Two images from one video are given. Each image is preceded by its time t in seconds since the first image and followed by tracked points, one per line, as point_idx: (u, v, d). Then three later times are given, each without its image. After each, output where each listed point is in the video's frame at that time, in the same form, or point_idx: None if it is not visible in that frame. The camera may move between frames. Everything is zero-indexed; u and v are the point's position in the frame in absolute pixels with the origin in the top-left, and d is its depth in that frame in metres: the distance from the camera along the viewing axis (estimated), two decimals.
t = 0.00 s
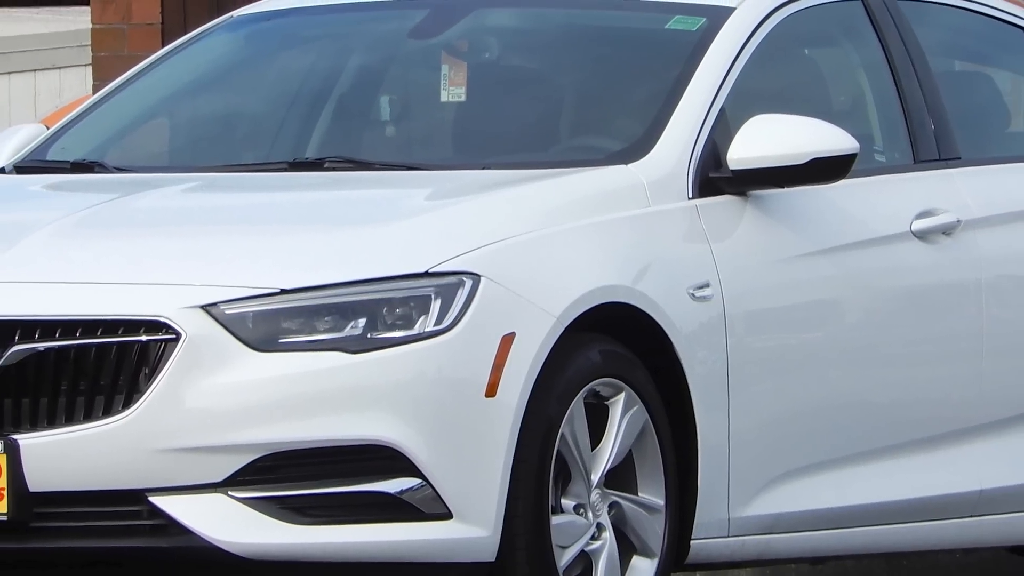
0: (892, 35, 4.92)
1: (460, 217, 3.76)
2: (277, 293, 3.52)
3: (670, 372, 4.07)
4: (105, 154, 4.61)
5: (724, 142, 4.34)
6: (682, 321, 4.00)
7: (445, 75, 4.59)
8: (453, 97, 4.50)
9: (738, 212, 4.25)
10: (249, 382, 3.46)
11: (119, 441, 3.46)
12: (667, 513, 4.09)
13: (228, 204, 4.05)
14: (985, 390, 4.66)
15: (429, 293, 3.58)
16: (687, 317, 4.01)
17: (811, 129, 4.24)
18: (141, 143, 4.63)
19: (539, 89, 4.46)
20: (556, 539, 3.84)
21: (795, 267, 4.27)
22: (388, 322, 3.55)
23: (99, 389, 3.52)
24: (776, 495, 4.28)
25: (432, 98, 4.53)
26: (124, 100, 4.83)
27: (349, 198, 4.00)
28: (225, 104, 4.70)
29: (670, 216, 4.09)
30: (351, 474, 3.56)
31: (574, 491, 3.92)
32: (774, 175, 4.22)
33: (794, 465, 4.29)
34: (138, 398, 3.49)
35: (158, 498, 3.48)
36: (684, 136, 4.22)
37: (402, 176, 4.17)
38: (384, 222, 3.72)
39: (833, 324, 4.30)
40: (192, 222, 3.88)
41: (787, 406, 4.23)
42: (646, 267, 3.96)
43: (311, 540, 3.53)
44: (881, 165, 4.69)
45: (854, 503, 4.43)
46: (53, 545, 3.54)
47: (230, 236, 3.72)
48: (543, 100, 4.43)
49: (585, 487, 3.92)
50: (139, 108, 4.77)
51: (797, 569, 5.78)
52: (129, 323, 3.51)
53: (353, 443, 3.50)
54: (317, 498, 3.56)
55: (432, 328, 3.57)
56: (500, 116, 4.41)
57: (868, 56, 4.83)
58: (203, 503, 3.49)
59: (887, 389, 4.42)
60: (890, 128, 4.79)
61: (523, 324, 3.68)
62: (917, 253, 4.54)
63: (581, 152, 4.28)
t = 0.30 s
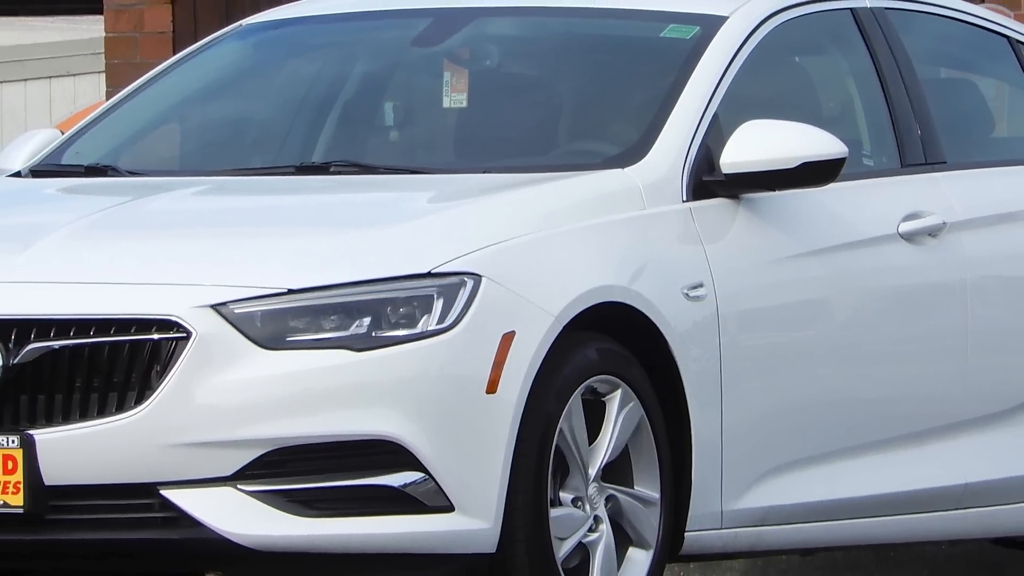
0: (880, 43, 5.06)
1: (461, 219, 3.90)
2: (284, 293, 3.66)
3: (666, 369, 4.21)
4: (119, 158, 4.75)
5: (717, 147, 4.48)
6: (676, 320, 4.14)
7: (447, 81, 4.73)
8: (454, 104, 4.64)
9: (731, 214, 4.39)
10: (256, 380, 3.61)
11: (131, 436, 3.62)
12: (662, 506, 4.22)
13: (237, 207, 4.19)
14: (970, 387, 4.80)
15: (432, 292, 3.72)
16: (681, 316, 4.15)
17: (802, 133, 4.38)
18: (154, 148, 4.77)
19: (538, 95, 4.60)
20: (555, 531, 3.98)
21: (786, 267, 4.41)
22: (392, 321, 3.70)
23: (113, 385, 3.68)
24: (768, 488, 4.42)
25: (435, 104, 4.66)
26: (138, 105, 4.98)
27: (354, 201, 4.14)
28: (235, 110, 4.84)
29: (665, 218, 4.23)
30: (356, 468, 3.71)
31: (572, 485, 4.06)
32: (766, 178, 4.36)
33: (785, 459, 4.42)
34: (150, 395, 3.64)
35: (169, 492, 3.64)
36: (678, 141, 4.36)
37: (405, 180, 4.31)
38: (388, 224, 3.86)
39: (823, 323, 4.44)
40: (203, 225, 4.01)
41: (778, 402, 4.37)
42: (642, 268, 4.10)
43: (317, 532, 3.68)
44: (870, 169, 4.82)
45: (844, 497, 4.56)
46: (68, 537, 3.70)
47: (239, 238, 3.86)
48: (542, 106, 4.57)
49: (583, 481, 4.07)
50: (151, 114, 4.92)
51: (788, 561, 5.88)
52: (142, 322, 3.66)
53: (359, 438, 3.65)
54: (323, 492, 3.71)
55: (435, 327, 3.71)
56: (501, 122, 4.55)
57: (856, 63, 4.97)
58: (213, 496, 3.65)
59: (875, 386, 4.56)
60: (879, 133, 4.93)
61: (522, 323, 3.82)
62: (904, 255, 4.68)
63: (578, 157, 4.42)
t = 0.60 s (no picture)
0: (868, 51, 5.21)
1: (462, 222, 4.05)
2: (292, 293, 3.82)
3: (661, 367, 4.36)
4: (131, 161, 4.90)
5: (711, 151, 4.63)
6: (671, 318, 4.28)
7: (448, 89, 4.88)
8: (456, 110, 4.80)
9: (724, 217, 4.54)
10: (265, 376, 3.77)
11: (143, 430, 3.79)
12: (657, 499, 4.37)
13: (246, 209, 4.34)
14: (956, 384, 4.94)
15: (435, 292, 3.87)
16: (675, 315, 4.29)
17: (793, 137, 4.52)
18: (166, 152, 4.92)
19: (537, 101, 4.75)
20: (553, 523, 4.13)
21: (777, 268, 4.56)
22: (396, 320, 3.84)
23: (126, 382, 3.84)
24: (760, 482, 4.57)
25: (437, 110, 4.81)
26: (151, 111, 5.14)
27: (360, 203, 4.29)
28: (245, 115, 4.99)
29: (660, 221, 4.38)
30: (361, 462, 3.86)
31: (570, 478, 4.22)
32: (758, 181, 4.50)
33: (776, 454, 4.57)
34: (162, 390, 3.81)
35: (181, 485, 3.81)
36: (672, 146, 4.51)
37: (408, 183, 4.46)
38: (392, 227, 4.02)
39: (812, 322, 4.59)
40: (214, 227, 4.17)
41: (769, 398, 4.52)
42: (637, 268, 4.25)
43: (323, 523, 3.84)
44: (858, 173, 4.97)
45: (834, 490, 4.70)
46: (81, 528, 3.89)
47: (249, 240, 4.02)
48: (541, 112, 4.72)
49: (580, 475, 4.22)
50: (163, 119, 5.07)
51: (778, 552, 6.06)
52: (154, 321, 3.83)
53: (365, 433, 3.80)
54: (330, 485, 3.86)
55: (438, 325, 3.86)
56: (501, 127, 4.70)
57: (846, 70, 5.12)
58: (224, 488, 3.81)
59: (863, 382, 4.71)
60: (867, 138, 5.08)
61: (521, 322, 3.97)
62: (891, 255, 4.83)
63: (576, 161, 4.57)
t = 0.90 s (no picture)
0: (856, 59, 5.37)
1: (463, 225, 4.21)
2: (299, 293, 3.98)
3: (656, 364, 4.52)
4: (145, 165, 5.07)
5: (704, 156, 4.79)
6: (665, 318, 4.44)
7: (451, 95, 5.04)
8: (458, 116, 4.96)
9: (716, 219, 4.70)
10: (273, 373, 3.93)
11: (156, 425, 3.95)
12: (652, 492, 4.54)
13: (256, 212, 4.50)
14: (941, 381, 5.10)
15: (438, 292, 4.04)
16: (669, 314, 4.45)
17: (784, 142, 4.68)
18: (178, 157, 5.09)
19: (536, 108, 4.91)
20: (552, 515, 4.30)
21: (768, 269, 4.72)
22: (400, 318, 4.01)
23: (140, 378, 4.01)
24: (751, 475, 4.73)
25: (440, 116, 4.97)
26: (163, 117, 5.30)
27: (365, 206, 4.45)
28: (255, 122, 5.16)
29: (655, 223, 4.54)
30: (366, 456, 4.02)
31: (568, 472, 4.39)
32: (749, 185, 4.66)
33: (766, 448, 4.73)
34: (174, 387, 3.97)
35: (192, 478, 3.97)
36: (666, 152, 4.67)
37: (412, 187, 4.62)
38: (396, 229, 4.18)
39: (802, 321, 4.75)
40: (225, 229, 4.33)
41: (759, 394, 4.68)
42: (633, 269, 4.41)
43: (331, 515, 4.01)
44: (846, 177, 5.14)
45: (823, 483, 4.86)
46: (96, 520, 4.06)
47: (258, 242, 4.18)
48: (539, 118, 4.88)
49: (578, 468, 4.38)
50: (176, 125, 5.24)
51: (769, 541, 6.50)
52: (166, 320, 3.99)
53: (371, 428, 3.96)
54: (336, 478, 4.03)
55: (441, 323, 4.02)
56: (501, 133, 4.86)
57: (835, 77, 5.28)
58: (234, 481, 3.97)
59: (851, 379, 4.87)
60: (855, 143, 5.24)
61: (521, 321, 4.13)
62: (878, 257, 4.99)
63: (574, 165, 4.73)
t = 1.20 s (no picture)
0: (845, 68, 5.54)
1: (464, 227, 4.38)
2: (307, 293, 4.15)
3: (651, 361, 4.69)
4: (158, 170, 5.24)
5: (697, 161, 4.97)
6: (660, 317, 4.61)
7: (453, 102, 5.21)
8: (460, 122, 5.13)
9: (709, 222, 4.87)
10: (282, 370, 4.10)
11: (169, 420, 4.13)
12: (647, 485, 4.71)
13: (265, 215, 4.67)
14: (926, 378, 5.27)
15: (440, 292, 4.21)
16: (664, 314, 4.62)
17: (775, 147, 4.84)
18: (190, 162, 5.27)
19: (535, 115, 5.08)
20: (550, 506, 4.47)
21: (759, 270, 4.89)
22: (404, 317, 4.18)
23: (153, 375, 4.18)
24: (743, 469, 4.90)
25: (443, 122, 5.14)
26: (176, 123, 5.48)
27: (370, 209, 4.62)
28: (264, 128, 5.33)
29: (650, 225, 4.71)
30: (371, 450, 4.19)
31: (566, 465, 4.56)
32: (741, 188, 4.83)
33: (758, 443, 4.90)
34: (186, 383, 4.14)
35: (203, 471, 4.15)
36: (660, 157, 4.84)
37: (415, 191, 4.79)
38: (399, 231, 4.35)
39: (791, 320, 4.92)
40: (235, 231, 4.50)
41: (751, 390, 4.85)
42: (629, 270, 4.58)
43: (337, 507, 4.18)
44: (834, 182, 5.31)
45: (812, 476, 5.03)
46: (112, 511, 4.23)
47: (267, 244, 4.35)
48: (538, 124, 5.05)
49: (575, 462, 4.56)
50: (188, 131, 5.42)
51: (760, 533, 6.88)
52: (179, 318, 4.16)
53: (377, 422, 4.13)
54: (343, 471, 4.20)
55: (443, 322, 4.19)
56: (502, 138, 5.03)
57: (824, 85, 5.45)
58: (244, 474, 4.15)
59: (839, 376, 5.04)
60: (843, 149, 5.41)
61: (520, 319, 4.30)
62: (865, 258, 5.16)
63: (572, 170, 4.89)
